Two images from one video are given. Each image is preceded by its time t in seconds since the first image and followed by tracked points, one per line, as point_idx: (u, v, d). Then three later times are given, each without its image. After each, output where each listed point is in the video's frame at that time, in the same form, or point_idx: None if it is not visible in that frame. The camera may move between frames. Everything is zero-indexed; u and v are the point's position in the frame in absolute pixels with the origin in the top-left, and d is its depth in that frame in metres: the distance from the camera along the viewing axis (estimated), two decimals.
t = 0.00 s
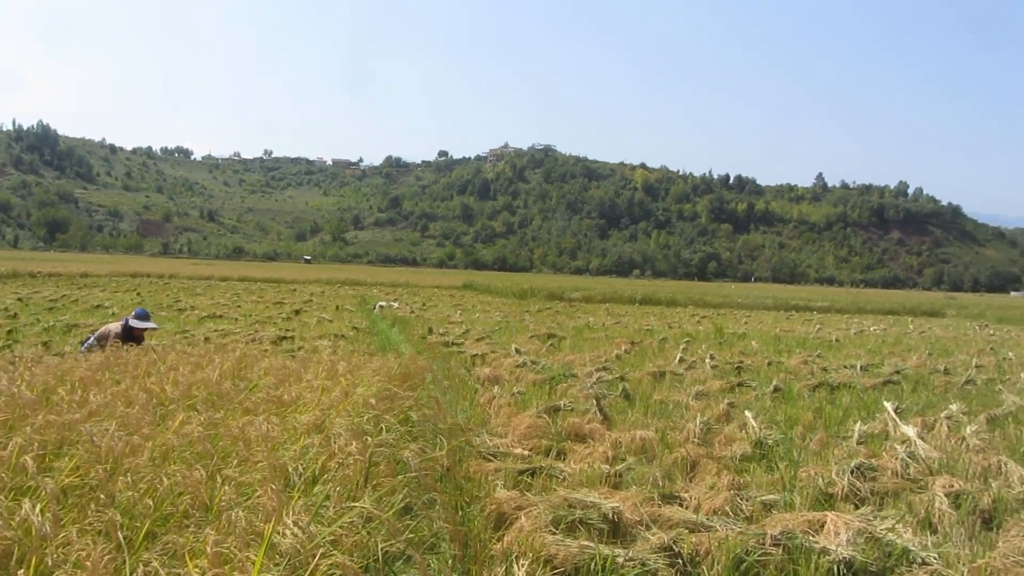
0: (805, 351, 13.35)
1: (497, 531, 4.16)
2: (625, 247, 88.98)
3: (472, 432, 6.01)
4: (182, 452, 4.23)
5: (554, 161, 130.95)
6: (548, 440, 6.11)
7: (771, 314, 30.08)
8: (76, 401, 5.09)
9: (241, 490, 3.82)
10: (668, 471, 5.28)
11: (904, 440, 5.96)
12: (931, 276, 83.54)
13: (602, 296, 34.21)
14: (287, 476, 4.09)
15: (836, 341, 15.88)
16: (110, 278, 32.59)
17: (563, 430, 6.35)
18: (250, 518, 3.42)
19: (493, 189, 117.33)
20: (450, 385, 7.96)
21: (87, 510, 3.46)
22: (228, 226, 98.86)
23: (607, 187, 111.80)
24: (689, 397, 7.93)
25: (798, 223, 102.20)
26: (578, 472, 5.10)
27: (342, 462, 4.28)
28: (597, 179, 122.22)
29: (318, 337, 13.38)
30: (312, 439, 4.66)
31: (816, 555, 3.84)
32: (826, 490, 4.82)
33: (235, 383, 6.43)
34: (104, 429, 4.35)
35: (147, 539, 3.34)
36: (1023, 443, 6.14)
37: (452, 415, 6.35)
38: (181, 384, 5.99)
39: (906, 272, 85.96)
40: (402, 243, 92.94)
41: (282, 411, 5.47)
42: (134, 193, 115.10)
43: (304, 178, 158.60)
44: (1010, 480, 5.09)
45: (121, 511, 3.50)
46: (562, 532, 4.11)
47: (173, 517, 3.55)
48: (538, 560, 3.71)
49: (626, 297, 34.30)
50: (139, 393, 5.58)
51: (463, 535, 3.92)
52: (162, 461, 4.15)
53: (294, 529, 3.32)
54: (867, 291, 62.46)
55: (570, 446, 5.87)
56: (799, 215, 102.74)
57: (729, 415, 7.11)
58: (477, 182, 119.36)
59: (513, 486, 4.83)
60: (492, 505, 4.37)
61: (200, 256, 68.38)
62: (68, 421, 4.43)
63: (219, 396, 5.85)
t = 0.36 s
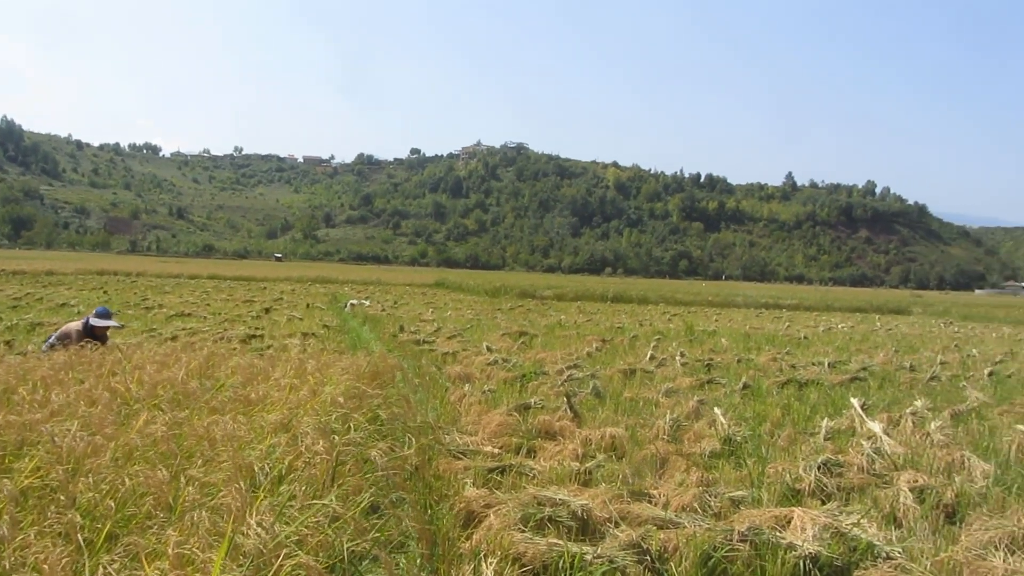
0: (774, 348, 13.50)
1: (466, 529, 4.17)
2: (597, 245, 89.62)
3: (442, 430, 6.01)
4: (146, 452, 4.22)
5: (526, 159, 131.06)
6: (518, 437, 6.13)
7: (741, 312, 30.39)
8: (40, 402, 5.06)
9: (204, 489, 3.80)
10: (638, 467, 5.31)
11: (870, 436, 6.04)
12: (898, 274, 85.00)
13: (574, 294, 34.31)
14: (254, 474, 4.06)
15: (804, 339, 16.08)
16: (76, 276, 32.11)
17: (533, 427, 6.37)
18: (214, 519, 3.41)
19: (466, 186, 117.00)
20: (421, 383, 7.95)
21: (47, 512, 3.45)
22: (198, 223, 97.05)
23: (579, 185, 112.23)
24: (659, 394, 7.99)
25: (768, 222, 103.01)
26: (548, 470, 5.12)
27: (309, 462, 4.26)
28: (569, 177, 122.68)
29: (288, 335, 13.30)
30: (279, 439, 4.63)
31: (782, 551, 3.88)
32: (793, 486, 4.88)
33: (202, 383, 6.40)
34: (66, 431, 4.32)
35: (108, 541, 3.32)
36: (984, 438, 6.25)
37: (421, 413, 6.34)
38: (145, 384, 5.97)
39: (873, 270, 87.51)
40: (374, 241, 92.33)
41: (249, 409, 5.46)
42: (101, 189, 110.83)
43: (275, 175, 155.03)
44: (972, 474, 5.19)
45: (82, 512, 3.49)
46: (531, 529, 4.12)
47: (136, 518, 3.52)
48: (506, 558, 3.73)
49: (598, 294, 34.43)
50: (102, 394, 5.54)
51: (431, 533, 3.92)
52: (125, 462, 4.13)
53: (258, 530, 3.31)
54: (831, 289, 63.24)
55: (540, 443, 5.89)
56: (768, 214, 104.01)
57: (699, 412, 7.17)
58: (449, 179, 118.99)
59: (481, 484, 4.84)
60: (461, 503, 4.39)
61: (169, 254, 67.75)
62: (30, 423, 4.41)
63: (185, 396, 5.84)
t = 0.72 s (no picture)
0: (740, 344, 13.66)
1: (430, 525, 4.19)
2: (567, 242, 89.88)
3: (408, 426, 6.02)
4: (103, 451, 4.20)
5: (496, 155, 131.07)
6: (485, 433, 6.14)
7: (708, 309, 30.74)
8: None
9: (162, 487, 3.78)
10: (604, 464, 5.34)
11: (833, 431, 6.13)
12: (863, 271, 86.39)
13: (543, 291, 34.36)
14: (215, 471, 4.03)
15: (769, 335, 16.30)
16: (36, 273, 31.49)
17: (500, 423, 6.38)
18: (171, 517, 3.40)
19: (435, 182, 116.46)
20: (387, 379, 7.93)
21: None
22: (164, 219, 92.20)
23: (549, 182, 112.43)
24: (626, 391, 8.05)
25: (736, 220, 103.88)
26: (513, 467, 5.14)
27: (272, 458, 4.25)
28: (539, 174, 122.96)
29: (254, 331, 13.19)
30: (241, 435, 4.60)
31: (746, 544, 3.92)
32: (757, 480, 4.94)
33: (163, 380, 6.36)
34: (22, 430, 4.30)
35: (57, 543, 3.28)
36: (944, 432, 6.38)
37: (388, 409, 6.33)
38: (105, 382, 5.95)
39: (838, 267, 88.80)
40: (342, 237, 91.36)
41: (212, 406, 5.44)
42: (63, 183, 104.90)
43: (243, 170, 151.16)
44: (932, 468, 5.29)
45: (36, 511, 3.46)
46: (496, 526, 4.12)
47: (91, 518, 3.49)
48: (469, 554, 3.76)
49: (567, 291, 34.53)
50: (60, 393, 5.51)
51: (394, 529, 3.93)
52: (82, 459, 4.10)
53: (217, 528, 3.29)
54: (794, 286, 64.21)
55: (506, 439, 5.91)
56: (736, 212, 105.06)
57: (665, 407, 7.23)
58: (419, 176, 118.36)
59: (447, 481, 4.84)
60: (426, 500, 4.41)
61: (133, 250, 66.57)
62: None
63: (146, 394, 5.82)
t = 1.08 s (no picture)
0: (708, 336, 13.81)
1: (397, 519, 4.22)
2: (536, 236, 90.26)
3: (376, 422, 6.05)
4: (63, 449, 4.16)
5: (466, 151, 131.37)
6: (453, 427, 6.18)
7: (677, 301, 31.04)
8: None
9: (123, 485, 3.75)
10: (572, 455, 5.39)
11: (798, 421, 6.24)
12: (829, 263, 87.82)
13: (513, 285, 34.46)
14: (177, 468, 4.00)
15: (736, 326, 16.51)
16: None
17: (469, 417, 6.42)
18: (131, 516, 3.37)
19: (404, 177, 116.15)
20: (357, 375, 7.93)
21: None
22: (128, 216, 90.49)
23: (518, 177, 112.79)
24: (595, 382, 8.13)
25: (704, 213, 104.90)
26: (481, 460, 5.18)
27: (236, 455, 4.23)
28: (509, 169, 123.38)
29: (221, 328, 13.09)
30: (205, 432, 4.58)
31: (710, 533, 3.97)
32: (724, 470, 5.00)
33: (127, 379, 6.31)
34: None
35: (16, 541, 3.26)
36: (907, 421, 6.50)
37: (356, 404, 6.35)
38: (67, 382, 5.89)
39: (805, 259, 90.30)
40: (311, 233, 90.51)
41: (175, 404, 5.42)
42: (25, 180, 102.12)
43: (209, 165, 149.36)
44: (895, 456, 5.41)
45: None
46: (465, 519, 4.16)
47: (51, 516, 3.46)
48: (437, 548, 3.79)
49: (537, 285, 34.65)
50: (22, 392, 5.45)
51: (360, 524, 3.98)
52: (42, 459, 4.06)
53: (179, 524, 3.28)
54: (758, 277, 65.25)
55: (475, 433, 5.94)
56: (705, 205, 106.22)
57: (633, 399, 7.31)
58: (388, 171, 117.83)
59: (414, 475, 4.88)
60: (393, 494, 4.45)
61: (96, 247, 65.61)
62: None
63: (109, 391, 5.82)
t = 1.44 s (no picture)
0: (684, 329, 13.92)
1: (372, 513, 4.25)
2: (513, 231, 90.52)
3: (351, 416, 6.07)
4: (31, 445, 4.12)
5: (441, 145, 131.72)
6: (430, 421, 6.20)
7: (654, 295, 31.24)
8: None
9: (90, 480, 3.74)
10: (548, 448, 5.42)
11: (773, 411, 6.32)
12: (804, 256, 88.91)
13: (490, 279, 34.48)
14: (147, 461, 3.95)
15: (713, 319, 16.64)
16: None
17: (445, 411, 6.44)
18: (97, 512, 3.34)
19: (381, 172, 115.92)
20: (332, 370, 7.92)
21: None
22: (100, 210, 88.83)
23: (495, 172, 113.17)
24: (572, 375, 8.19)
25: (680, 207, 105.75)
26: (457, 453, 5.20)
27: (207, 449, 4.19)
28: (485, 164, 123.73)
29: (195, 323, 12.99)
30: (175, 426, 4.55)
31: (686, 523, 4.00)
32: (701, 461, 5.04)
33: (98, 376, 6.25)
34: None
35: None
36: (880, 411, 6.59)
37: (332, 398, 6.35)
38: (34, 377, 5.85)
39: (780, 253, 91.49)
40: (286, 227, 89.80)
41: (147, 399, 5.39)
42: None
43: (183, 160, 147.76)
44: (868, 445, 5.49)
45: None
46: (439, 512, 4.20)
47: (16, 512, 3.42)
48: (413, 541, 3.81)
49: (514, 279, 34.70)
50: None
51: (335, 519, 3.99)
52: (9, 455, 4.04)
53: (148, 519, 3.25)
54: (729, 270, 66.17)
55: (452, 427, 5.96)
56: (681, 200, 107.16)
57: (610, 392, 7.37)
58: (364, 165, 117.42)
59: (389, 469, 4.89)
60: (367, 488, 4.50)
61: (68, 243, 64.88)
62: None
63: (79, 386, 5.79)
